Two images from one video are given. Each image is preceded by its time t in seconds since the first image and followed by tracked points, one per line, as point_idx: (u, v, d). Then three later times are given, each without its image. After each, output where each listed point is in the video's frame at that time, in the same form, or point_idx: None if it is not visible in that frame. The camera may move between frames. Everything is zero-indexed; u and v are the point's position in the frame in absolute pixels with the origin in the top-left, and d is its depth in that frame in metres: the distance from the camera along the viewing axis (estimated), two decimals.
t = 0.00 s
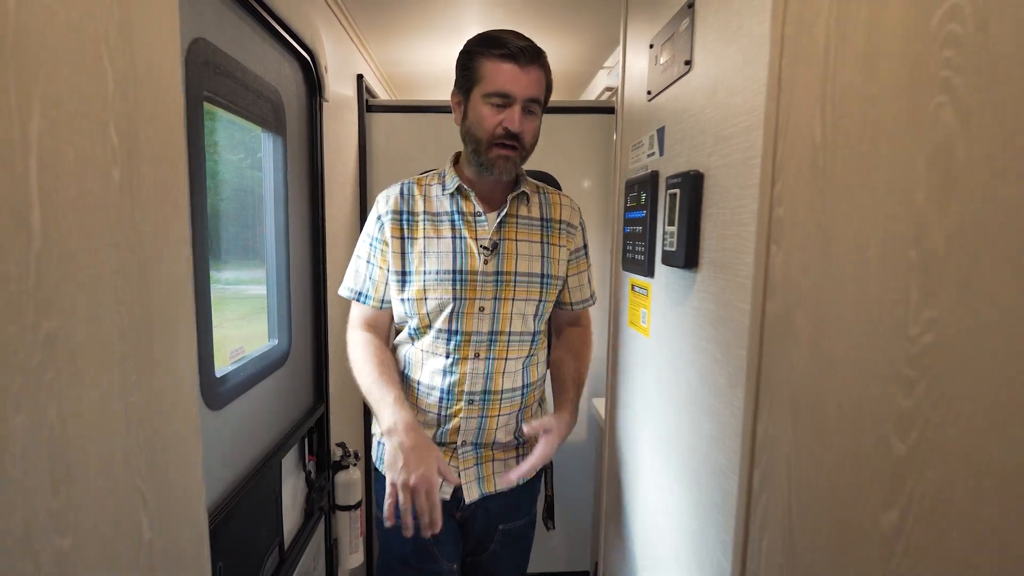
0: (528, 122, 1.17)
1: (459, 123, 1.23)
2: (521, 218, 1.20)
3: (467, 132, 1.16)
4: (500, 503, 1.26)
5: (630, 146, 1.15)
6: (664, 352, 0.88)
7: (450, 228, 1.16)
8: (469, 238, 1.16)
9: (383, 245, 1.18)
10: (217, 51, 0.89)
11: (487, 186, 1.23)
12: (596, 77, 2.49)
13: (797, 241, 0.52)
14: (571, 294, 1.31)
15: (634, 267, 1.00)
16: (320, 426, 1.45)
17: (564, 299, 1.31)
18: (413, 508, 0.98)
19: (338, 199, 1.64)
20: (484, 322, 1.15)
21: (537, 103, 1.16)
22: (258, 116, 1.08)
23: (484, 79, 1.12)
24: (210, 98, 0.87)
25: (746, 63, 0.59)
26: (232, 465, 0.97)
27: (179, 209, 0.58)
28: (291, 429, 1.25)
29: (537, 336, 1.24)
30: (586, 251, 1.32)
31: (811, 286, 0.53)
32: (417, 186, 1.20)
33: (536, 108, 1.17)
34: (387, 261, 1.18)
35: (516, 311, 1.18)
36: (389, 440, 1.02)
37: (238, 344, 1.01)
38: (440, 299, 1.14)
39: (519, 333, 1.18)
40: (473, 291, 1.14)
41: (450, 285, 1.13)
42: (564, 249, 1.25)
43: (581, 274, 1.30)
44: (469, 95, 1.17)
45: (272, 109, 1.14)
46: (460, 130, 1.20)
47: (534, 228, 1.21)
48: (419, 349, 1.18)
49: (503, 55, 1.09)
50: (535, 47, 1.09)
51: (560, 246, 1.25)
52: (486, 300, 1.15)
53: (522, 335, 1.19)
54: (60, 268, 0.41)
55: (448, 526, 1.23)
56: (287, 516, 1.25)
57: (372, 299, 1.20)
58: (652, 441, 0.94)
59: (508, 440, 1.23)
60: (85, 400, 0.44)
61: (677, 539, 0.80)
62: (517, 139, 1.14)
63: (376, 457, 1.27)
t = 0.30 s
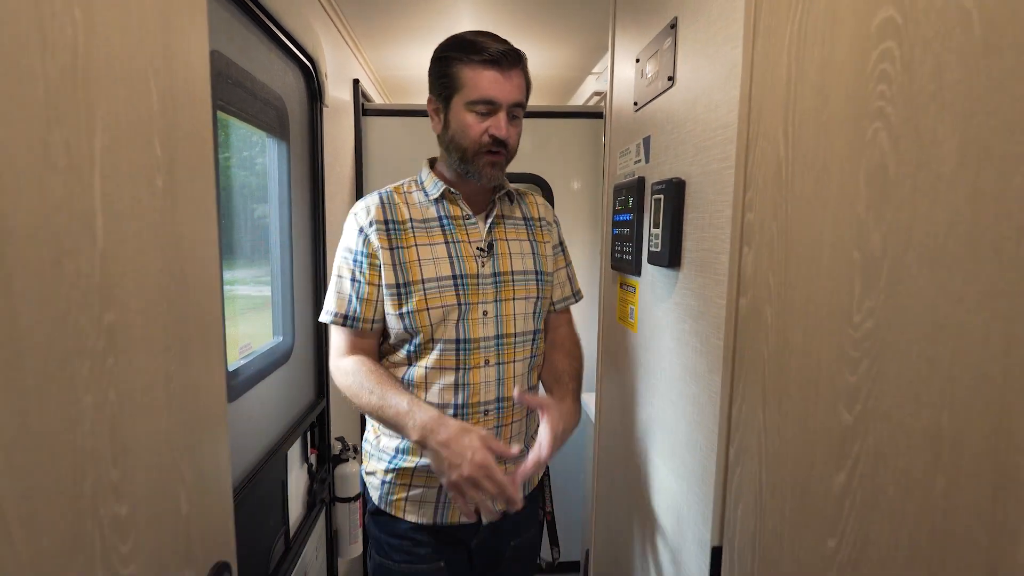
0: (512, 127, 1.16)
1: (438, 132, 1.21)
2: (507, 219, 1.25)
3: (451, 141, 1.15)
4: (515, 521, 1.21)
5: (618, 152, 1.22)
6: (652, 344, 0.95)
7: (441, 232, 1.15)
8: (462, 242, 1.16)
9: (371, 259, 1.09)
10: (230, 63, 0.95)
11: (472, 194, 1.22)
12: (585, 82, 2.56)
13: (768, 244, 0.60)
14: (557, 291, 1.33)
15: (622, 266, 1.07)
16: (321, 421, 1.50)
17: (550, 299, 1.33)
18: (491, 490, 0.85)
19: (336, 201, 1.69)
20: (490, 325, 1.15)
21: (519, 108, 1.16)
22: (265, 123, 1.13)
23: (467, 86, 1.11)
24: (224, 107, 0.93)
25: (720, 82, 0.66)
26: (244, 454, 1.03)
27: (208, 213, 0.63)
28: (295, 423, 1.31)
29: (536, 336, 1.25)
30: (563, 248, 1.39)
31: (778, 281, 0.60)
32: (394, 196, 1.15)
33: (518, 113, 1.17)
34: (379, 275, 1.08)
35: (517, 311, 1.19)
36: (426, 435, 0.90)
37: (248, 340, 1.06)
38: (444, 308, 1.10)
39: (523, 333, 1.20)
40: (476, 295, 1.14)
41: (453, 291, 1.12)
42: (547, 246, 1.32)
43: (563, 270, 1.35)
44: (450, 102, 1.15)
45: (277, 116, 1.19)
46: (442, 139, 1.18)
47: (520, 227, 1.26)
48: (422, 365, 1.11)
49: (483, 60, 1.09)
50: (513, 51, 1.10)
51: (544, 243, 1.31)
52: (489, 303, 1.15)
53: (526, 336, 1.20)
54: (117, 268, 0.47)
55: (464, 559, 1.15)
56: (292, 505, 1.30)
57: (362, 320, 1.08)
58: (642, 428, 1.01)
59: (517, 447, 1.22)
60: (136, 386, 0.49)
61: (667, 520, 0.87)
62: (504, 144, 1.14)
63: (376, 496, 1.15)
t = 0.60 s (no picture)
0: (480, 109, 1.06)
1: (398, 123, 1.09)
2: (485, 207, 1.17)
3: (413, 131, 1.04)
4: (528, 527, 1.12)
5: (611, 155, 1.29)
6: (643, 335, 1.03)
7: (426, 227, 1.02)
8: (448, 235, 1.03)
9: (355, 262, 0.92)
10: (248, 72, 1.03)
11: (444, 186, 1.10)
12: (581, 86, 2.63)
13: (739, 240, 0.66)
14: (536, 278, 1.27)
15: (614, 262, 1.15)
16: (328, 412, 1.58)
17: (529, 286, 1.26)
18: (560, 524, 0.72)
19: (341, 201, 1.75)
20: (489, 319, 1.04)
21: (485, 89, 1.06)
22: (277, 127, 1.21)
23: (423, 69, 1.00)
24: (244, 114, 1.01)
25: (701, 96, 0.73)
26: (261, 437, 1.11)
27: (236, 213, 0.69)
28: (303, 413, 1.37)
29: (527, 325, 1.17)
30: (534, 232, 1.33)
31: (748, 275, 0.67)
32: (365, 193, 1.00)
33: (484, 94, 1.07)
34: (367, 280, 0.93)
35: (511, 300, 1.10)
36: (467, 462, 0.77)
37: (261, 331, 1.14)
38: (444, 306, 0.98)
39: (518, 322, 1.11)
40: (472, 288, 1.02)
41: (449, 285, 0.99)
42: (522, 230, 1.24)
43: (537, 255, 1.30)
44: (408, 89, 1.04)
45: (288, 120, 1.27)
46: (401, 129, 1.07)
47: (498, 214, 1.18)
48: (420, 371, 0.97)
49: (439, 41, 0.99)
50: (472, 27, 1.00)
51: (520, 228, 1.24)
52: (484, 296, 1.04)
53: (521, 325, 1.12)
54: (168, 262, 0.53)
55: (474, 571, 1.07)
56: (302, 491, 1.37)
57: (357, 332, 0.91)
58: (635, 412, 1.09)
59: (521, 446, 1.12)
60: (183, 366, 0.56)
61: (661, 496, 0.94)
62: (472, 129, 1.04)
63: (377, 519, 1.03)
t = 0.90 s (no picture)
0: (453, 89, 1.11)
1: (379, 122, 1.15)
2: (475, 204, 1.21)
3: (394, 128, 1.09)
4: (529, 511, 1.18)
5: (602, 157, 1.36)
6: (630, 324, 1.11)
7: (438, 226, 1.03)
8: (457, 233, 1.06)
9: (394, 263, 0.88)
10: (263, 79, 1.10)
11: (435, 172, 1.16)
12: (577, 89, 2.70)
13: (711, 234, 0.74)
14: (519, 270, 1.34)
15: (604, 257, 1.22)
16: (333, 402, 1.65)
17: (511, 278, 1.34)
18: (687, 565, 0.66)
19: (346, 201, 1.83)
20: (497, 312, 1.09)
21: (453, 68, 1.11)
22: (289, 131, 1.29)
23: (391, 65, 1.06)
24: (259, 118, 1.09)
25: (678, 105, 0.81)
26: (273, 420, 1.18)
27: (257, 210, 0.77)
28: (310, 402, 1.45)
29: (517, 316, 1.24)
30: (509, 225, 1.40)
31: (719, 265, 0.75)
32: (380, 196, 0.96)
33: (454, 73, 1.12)
34: (405, 280, 0.89)
35: (508, 293, 1.17)
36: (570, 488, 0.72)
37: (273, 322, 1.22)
38: (466, 303, 1.00)
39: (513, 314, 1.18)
40: (484, 283, 1.06)
41: (470, 281, 1.01)
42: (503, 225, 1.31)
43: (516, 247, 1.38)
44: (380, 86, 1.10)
45: (298, 125, 1.35)
46: (382, 130, 1.13)
47: (483, 210, 1.23)
48: (443, 368, 0.97)
49: (400, 32, 1.04)
50: (427, 10, 1.05)
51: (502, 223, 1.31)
52: (492, 290, 1.09)
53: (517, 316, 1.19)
54: (204, 252, 0.61)
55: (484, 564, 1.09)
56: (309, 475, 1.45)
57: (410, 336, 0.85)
58: (625, 397, 1.16)
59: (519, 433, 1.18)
60: (214, 344, 0.63)
61: (647, 473, 1.02)
62: (450, 109, 1.09)
63: (398, 525, 1.00)
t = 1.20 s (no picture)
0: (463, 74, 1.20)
1: (399, 126, 1.18)
2: (479, 210, 1.25)
3: (426, 125, 1.13)
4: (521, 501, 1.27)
5: (595, 163, 1.42)
6: (620, 325, 1.17)
7: (453, 237, 1.07)
8: (468, 243, 1.11)
9: (417, 283, 0.92)
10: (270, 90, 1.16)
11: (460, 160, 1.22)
12: (574, 94, 2.76)
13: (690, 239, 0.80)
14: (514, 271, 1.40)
15: (596, 260, 1.28)
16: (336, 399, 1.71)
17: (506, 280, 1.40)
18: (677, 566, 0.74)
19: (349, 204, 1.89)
20: (503, 318, 1.14)
21: (457, 56, 1.20)
22: (295, 139, 1.35)
23: (408, 64, 1.12)
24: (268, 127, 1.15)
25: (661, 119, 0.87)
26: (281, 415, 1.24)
27: (269, 217, 0.83)
28: (314, 398, 1.51)
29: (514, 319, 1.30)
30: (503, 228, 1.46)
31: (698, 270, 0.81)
32: (399, 211, 1.00)
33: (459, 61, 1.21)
34: (425, 298, 0.94)
35: (509, 298, 1.23)
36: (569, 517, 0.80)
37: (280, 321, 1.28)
38: (479, 314, 1.05)
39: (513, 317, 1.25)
40: (493, 294, 1.12)
41: (483, 294, 1.06)
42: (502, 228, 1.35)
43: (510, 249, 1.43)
44: (398, 87, 1.14)
45: (304, 132, 1.41)
46: (409, 132, 1.15)
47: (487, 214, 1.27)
48: (457, 377, 1.03)
49: (408, 30, 1.12)
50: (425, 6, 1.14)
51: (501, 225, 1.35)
52: (498, 298, 1.15)
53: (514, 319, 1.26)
54: (222, 256, 0.66)
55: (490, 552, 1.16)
56: (314, 469, 1.50)
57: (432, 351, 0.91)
58: (615, 394, 1.22)
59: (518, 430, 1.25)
60: (232, 341, 0.69)
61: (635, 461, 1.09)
62: (469, 91, 1.17)
63: (421, 526, 1.04)
